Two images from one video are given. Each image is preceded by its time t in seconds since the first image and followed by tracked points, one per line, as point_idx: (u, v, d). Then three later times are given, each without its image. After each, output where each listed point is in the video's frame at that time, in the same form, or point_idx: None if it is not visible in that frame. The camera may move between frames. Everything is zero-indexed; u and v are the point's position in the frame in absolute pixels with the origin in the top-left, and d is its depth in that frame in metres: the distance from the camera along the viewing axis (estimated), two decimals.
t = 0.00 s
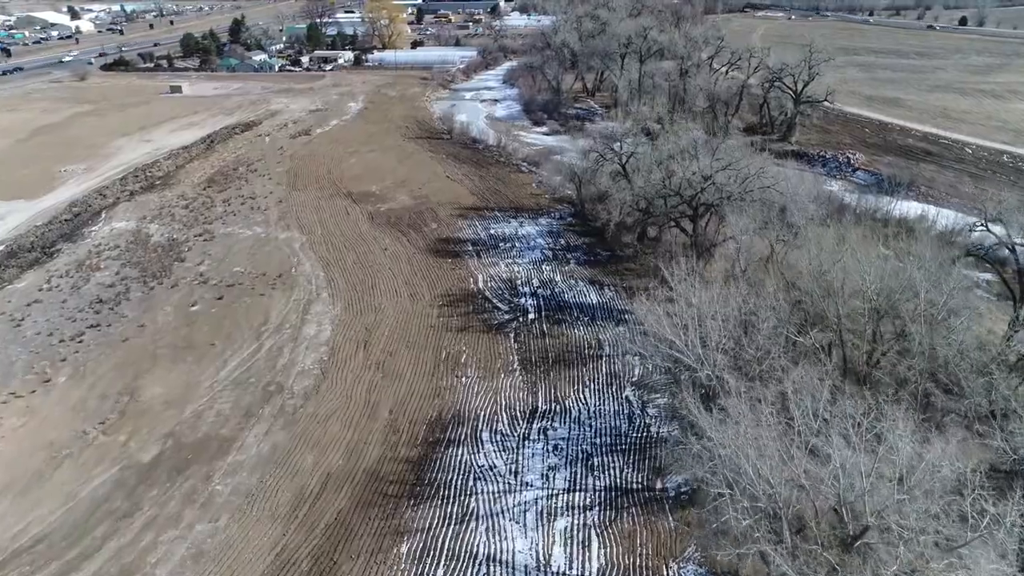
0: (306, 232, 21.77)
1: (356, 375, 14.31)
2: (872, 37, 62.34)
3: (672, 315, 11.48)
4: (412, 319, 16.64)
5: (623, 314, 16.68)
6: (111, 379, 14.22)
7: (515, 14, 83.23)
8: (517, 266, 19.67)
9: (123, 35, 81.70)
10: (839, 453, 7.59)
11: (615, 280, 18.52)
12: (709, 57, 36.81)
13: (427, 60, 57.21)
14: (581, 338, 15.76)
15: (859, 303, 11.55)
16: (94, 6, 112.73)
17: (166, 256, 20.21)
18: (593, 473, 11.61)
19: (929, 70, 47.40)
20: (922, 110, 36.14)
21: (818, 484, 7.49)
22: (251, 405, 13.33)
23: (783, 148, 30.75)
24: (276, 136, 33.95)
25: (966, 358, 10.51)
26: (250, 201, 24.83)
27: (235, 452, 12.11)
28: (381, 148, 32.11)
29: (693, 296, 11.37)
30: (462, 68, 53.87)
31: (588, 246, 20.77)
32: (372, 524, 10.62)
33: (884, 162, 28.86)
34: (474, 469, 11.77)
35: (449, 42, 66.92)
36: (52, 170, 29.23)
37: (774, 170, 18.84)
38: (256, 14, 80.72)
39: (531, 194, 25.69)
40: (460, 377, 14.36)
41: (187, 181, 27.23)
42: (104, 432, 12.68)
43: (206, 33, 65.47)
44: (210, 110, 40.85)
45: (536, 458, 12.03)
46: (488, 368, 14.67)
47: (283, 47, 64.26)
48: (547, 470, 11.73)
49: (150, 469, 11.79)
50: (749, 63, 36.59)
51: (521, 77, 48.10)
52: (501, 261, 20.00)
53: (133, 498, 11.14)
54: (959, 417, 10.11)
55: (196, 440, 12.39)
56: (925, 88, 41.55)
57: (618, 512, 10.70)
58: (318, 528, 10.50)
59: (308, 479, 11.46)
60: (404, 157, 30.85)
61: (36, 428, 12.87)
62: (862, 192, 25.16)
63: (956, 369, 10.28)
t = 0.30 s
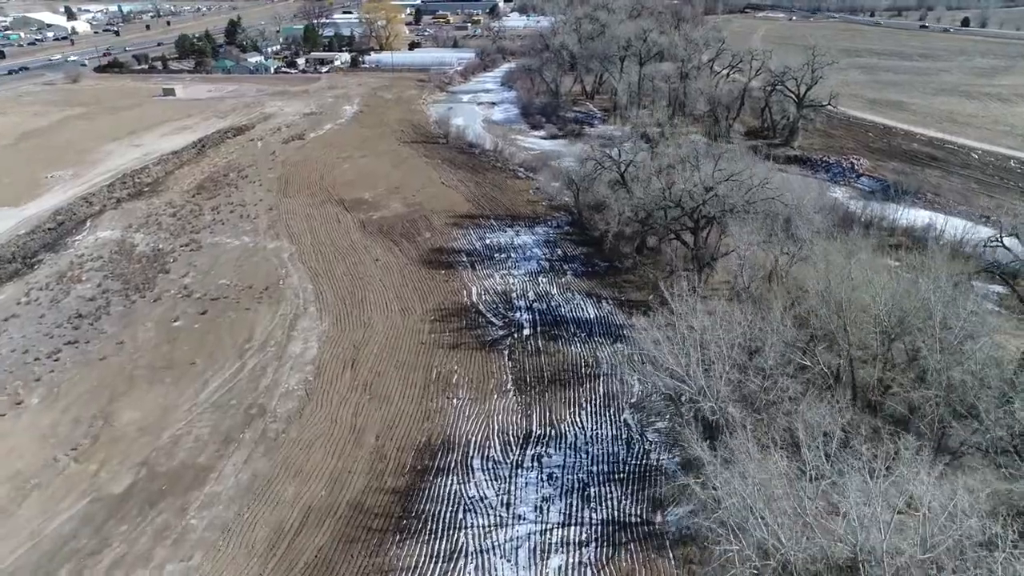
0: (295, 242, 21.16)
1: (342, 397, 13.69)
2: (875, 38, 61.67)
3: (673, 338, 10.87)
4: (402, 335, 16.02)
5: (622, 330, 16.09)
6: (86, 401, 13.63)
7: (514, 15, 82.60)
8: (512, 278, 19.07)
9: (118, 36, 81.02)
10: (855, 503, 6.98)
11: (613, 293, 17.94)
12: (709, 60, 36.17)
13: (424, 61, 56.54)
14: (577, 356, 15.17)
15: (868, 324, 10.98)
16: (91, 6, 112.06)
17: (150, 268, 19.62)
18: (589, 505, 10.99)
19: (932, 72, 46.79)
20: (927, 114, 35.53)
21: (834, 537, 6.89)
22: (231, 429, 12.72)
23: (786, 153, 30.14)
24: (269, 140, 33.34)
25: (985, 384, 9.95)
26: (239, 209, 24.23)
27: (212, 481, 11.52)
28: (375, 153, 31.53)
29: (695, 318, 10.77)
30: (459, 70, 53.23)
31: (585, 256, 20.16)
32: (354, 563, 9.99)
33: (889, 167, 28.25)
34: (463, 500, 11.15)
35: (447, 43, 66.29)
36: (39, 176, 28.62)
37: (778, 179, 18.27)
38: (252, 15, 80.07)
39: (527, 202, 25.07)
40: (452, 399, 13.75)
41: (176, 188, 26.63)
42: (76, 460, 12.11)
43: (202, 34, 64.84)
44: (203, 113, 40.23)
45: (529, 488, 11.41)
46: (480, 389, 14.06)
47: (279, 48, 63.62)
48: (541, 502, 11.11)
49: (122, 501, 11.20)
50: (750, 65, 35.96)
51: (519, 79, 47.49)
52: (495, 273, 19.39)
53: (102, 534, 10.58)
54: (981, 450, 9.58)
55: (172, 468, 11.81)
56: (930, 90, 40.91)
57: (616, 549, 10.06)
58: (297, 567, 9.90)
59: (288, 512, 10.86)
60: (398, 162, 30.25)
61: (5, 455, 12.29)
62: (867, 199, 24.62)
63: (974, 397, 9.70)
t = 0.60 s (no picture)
0: (284, 252, 20.55)
1: (327, 420, 13.09)
2: (876, 39, 61.11)
3: (673, 365, 10.27)
4: (391, 352, 15.41)
5: (620, 348, 15.50)
6: (59, 425, 13.04)
7: (513, 15, 82.00)
8: (507, 291, 18.47)
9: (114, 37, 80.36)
10: (872, 562, 6.38)
11: (611, 307, 17.37)
12: (710, 62, 35.55)
13: (421, 63, 55.87)
14: (574, 374, 14.56)
15: (878, 349, 10.41)
16: (87, 6, 111.48)
17: (133, 280, 19.03)
18: (585, 541, 10.39)
19: (936, 75, 46.14)
20: (931, 117, 34.93)
21: None
22: (209, 457, 12.14)
23: (787, 159, 29.58)
24: (261, 145, 32.71)
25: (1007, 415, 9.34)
26: (228, 217, 23.61)
27: (186, 515, 10.96)
28: (369, 158, 30.93)
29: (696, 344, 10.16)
30: (457, 72, 52.64)
31: (583, 268, 19.56)
32: None
33: (893, 173, 27.68)
34: (452, 536, 10.54)
35: (444, 44, 65.65)
36: (24, 182, 28.01)
37: (780, 189, 17.70)
38: (249, 15, 79.43)
39: (524, 209, 24.46)
40: (441, 423, 13.14)
41: (164, 195, 26.01)
42: (45, 490, 11.52)
43: (197, 35, 64.20)
44: (195, 116, 39.62)
45: (521, 522, 10.81)
46: (471, 412, 13.45)
47: (275, 49, 63.02)
48: (533, 537, 10.51)
49: (91, 536, 10.63)
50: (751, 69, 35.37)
51: (517, 81, 46.90)
52: (490, 285, 18.79)
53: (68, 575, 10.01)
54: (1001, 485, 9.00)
55: (145, 500, 11.24)
56: (934, 93, 40.34)
57: None
58: None
59: (265, 550, 10.26)
60: (392, 167, 29.66)
61: None
62: (871, 209, 24.06)
63: (995, 430, 9.11)
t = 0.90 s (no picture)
0: (272, 264, 19.92)
1: (311, 447, 12.45)
2: (879, 41, 60.46)
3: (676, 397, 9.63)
4: (379, 372, 14.76)
5: (618, 368, 14.89)
6: (29, 453, 12.44)
7: (512, 16, 81.39)
8: (501, 305, 17.85)
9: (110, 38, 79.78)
10: None
11: (609, 323, 16.76)
12: (710, 65, 34.96)
13: (417, 65, 55.27)
14: (570, 397, 13.92)
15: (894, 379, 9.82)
16: (83, 7, 110.83)
17: (115, 293, 18.41)
18: None
19: (939, 76, 45.55)
20: (936, 121, 34.31)
21: None
22: (184, 488, 11.54)
23: (790, 166, 28.94)
24: (253, 149, 32.08)
25: None
26: (216, 226, 22.98)
27: (158, 554, 10.38)
28: (363, 164, 30.31)
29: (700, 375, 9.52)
30: (454, 74, 52.00)
31: (580, 280, 18.97)
32: None
33: (899, 180, 27.06)
34: None
35: (442, 45, 65.01)
36: (10, 189, 27.39)
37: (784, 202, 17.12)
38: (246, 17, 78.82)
39: (520, 218, 23.84)
40: (431, 450, 12.51)
41: (151, 203, 25.37)
42: (10, 526, 10.93)
43: (192, 37, 63.57)
44: (188, 120, 38.98)
45: (513, 561, 10.17)
46: (462, 438, 12.82)
47: (271, 51, 62.41)
48: None
49: None
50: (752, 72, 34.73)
51: (515, 83, 46.28)
52: (484, 299, 18.16)
53: None
54: None
55: (115, 537, 10.65)
56: (938, 96, 39.71)
57: None
58: None
59: None
60: (386, 174, 29.03)
61: None
62: (877, 218, 23.46)
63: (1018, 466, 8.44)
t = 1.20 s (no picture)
0: (260, 277, 19.29)
1: (291, 478, 11.81)
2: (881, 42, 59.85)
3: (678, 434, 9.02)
4: (366, 394, 14.12)
5: (616, 390, 14.26)
6: None
7: (511, 17, 80.78)
8: (495, 320, 17.23)
9: (106, 40, 79.16)
10: None
11: (607, 341, 16.14)
12: (710, 69, 34.33)
13: (415, 67, 54.64)
14: (565, 422, 13.29)
15: (909, 415, 9.19)
16: (79, 8, 110.22)
17: (95, 308, 17.80)
18: None
19: (943, 79, 44.94)
20: (941, 126, 33.68)
21: None
22: (156, 524, 10.95)
23: (792, 172, 28.37)
24: (244, 155, 31.45)
25: None
26: (203, 236, 22.35)
27: None
28: (357, 170, 29.68)
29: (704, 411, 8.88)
30: (452, 76, 51.38)
31: (577, 294, 18.35)
32: None
33: (904, 187, 26.44)
34: None
35: (440, 47, 64.36)
36: None
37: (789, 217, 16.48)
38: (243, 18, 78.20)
39: (516, 227, 23.21)
40: (418, 481, 11.88)
41: (138, 211, 24.74)
42: None
43: (187, 38, 62.93)
44: (180, 124, 38.35)
45: None
46: (451, 468, 12.19)
47: (267, 53, 61.81)
48: None
49: None
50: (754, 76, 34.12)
51: (513, 86, 45.66)
52: (477, 314, 17.52)
53: None
54: None
55: None
56: (943, 100, 39.10)
57: None
58: None
59: None
60: (380, 180, 28.42)
61: None
62: (883, 229, 22.84)
63: None
